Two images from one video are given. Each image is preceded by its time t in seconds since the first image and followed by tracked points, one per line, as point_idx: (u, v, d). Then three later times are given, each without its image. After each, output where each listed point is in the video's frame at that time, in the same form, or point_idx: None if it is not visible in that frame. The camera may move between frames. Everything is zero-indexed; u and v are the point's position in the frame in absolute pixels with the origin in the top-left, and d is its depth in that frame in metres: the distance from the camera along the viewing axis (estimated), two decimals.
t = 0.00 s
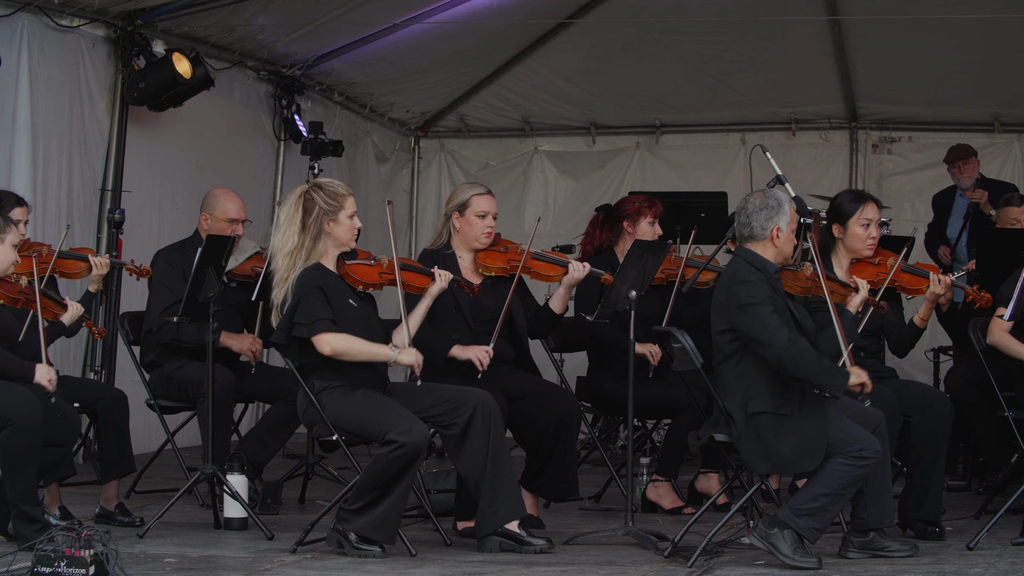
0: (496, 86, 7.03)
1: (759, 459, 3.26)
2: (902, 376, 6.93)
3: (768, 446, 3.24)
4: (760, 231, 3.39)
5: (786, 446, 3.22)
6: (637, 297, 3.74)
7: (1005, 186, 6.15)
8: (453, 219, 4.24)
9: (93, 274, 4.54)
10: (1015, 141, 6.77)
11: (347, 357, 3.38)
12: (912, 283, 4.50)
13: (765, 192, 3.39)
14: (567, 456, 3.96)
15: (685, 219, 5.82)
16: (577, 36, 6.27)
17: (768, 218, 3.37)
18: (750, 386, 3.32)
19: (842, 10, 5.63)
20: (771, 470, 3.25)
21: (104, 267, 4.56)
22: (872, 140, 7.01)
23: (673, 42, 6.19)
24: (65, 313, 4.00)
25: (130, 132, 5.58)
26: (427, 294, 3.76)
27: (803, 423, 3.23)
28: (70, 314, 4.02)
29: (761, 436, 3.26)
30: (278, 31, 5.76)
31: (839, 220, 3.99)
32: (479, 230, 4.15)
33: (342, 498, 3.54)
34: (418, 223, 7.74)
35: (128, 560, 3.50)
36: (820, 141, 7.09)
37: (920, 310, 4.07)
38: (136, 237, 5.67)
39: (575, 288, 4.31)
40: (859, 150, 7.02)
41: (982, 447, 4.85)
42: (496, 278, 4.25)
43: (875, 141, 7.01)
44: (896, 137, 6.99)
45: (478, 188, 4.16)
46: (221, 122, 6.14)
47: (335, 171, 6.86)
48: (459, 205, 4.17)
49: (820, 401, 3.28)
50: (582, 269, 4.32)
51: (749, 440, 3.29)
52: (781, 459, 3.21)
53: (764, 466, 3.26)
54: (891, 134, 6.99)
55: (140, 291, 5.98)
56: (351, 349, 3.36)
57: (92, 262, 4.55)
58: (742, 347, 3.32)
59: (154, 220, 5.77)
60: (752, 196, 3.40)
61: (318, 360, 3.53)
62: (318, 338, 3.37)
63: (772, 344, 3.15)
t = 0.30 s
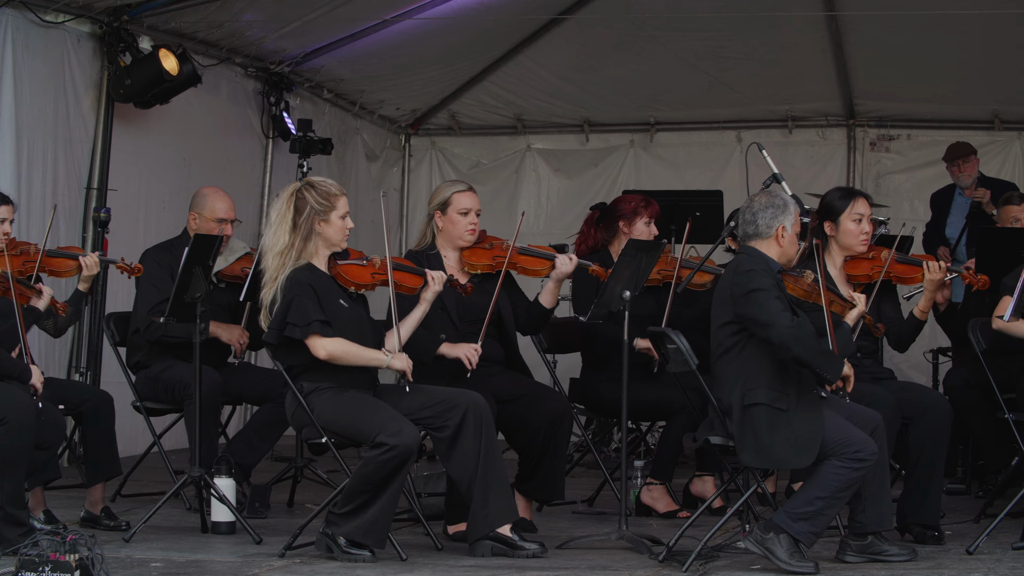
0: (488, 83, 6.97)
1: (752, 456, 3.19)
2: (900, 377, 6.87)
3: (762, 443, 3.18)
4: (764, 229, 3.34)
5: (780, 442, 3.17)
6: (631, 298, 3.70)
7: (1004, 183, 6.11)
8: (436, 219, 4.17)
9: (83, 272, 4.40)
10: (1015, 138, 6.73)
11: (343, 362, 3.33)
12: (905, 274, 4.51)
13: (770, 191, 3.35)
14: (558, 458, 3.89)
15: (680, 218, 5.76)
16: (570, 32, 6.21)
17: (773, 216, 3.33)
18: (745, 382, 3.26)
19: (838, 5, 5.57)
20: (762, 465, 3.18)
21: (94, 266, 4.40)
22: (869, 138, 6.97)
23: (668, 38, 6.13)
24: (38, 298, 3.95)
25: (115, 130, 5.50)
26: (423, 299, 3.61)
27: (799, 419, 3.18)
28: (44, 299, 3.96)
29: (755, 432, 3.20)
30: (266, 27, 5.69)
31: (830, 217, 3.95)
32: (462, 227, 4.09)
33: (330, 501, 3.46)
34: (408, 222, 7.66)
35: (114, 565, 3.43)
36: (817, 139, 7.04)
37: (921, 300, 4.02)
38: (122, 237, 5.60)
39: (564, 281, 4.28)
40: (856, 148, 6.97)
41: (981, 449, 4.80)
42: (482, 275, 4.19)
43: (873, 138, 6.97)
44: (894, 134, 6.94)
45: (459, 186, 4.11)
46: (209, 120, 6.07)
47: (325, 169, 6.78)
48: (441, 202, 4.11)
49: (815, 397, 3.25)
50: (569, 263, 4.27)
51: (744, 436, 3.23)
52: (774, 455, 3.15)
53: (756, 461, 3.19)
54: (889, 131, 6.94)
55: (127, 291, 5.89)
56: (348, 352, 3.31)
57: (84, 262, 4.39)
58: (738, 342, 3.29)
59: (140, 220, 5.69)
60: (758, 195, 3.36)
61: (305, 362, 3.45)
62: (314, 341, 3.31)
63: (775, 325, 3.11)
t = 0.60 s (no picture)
0: (481, 82, 6.93)
1: (759, 452, 3.19)
2: (895, 377, 6.85)
3: (769, 440, 3.17)
4: (762, 227, 3.32)
5: (787, 440, 3.15)
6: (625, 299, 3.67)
7: (1003, 182, 6.12)
8: (424, 221, 4.12)
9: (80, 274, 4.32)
10: (1012, 137, 6.72)
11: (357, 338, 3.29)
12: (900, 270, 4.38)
13: (765, 189, 3.34)
14: (553, 460, 3.86)
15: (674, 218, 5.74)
16: (564, 30, 6.18)
17: (771, 214, 3.31)
18: (756, 377, 3.24)
19: (833, 3, 5.55)
20: (769, 461, 3.17)
21: (90, 270, 4.32)
22: (865, 137, 6.96)
23: (662, 36, 6.10)
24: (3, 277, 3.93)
25: (105, 128, 5.45)
26: (416, 300, 3.48)
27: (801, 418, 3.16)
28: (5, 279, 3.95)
29: (763, 428, 3.19)
30: (258, 26, 5.64)
31: (823, 217, 3.93)
32: (450, 230, 4.04)
33: (322, 503, 3.43)
34: (400, 221, 7.62)
35: (103, 567, 3.39)
36: (812, 138, 7.03)
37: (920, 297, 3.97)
38: (113, 236, 5.55)
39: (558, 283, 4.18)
40: (852, 147, 6.96)
41: (977, 450, 4.78)
42: (473, 277, 4.18)
43: (869, 138, 6.96)
44: (890, 133, 6.93)
45: (447, 187, 4.06)
46: (200, 119, 6.02)
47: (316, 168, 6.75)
48: (430, 204, 4.06)
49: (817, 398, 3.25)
50: (561, 264, 4.17)
51: (751, 432, 3.22)
52: (782, 452, 3.14)
53: (763, 458, 3.18)
54: (885, 130, 6.93)
55: (117, 291, 5.84)
56: (361, 326, 3.29)
57: (80, 263, 4.33)
58: (744, 341, 3.26)
59: (130, 218, 5.65)
60: (754, 192, 3.34)
61: (314, 354, 3.40)
62: (324, 326, 3.25)
63: (820, 323, 3.11)
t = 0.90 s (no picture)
0: (474, 80, 6.90)
1: (760, 450, 3.17)
2: (891, 378, 6.83)
3: (770, 437, 3.15)
4: (765, 231, 3.29)
5: (789, 439, 3.13)
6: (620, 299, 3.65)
7: (1001, 182, 6.10)
8: (415, 224, 4.09)
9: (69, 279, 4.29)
10: (1010, 136, 6.71)
11: (357, 325, 3.27)
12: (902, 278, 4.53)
13: (776, 191, 3.29)
14: (548, 463, 3.82)
15: (670, 217, 5.72)
16: (559, 28, 6.15)
17: (776, 219, 3.27)
18: (756, 375, 3.21)
19: (829, 2, 5.52)
20: (769, 458, 3.15)
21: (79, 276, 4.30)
22: (862, 136, 6.94)
23: (656, 35, 6.07)
24: None
25: (96, 127, 5.41)
26: (405, 297, 3.44)
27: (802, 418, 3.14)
28: None
29: (764, 425, 3.17)
30: (249, 24, 5.60)
31: (828, 218, 3.89)
32: (441, 235, 3.99)
33: (315, 505, 3.39)
34: (393, 221, 7.58)
35: (93, 570, 3.35)
36: (808, 137, 7.02)
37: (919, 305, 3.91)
38: (104, 236, 5.51)
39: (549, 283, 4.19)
40: (849, 146, 6.94)
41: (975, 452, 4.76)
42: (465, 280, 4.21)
43: (865, 136, 6.94)
44: (887, 132, 6.92)
45: (438, 191, 3.99)
46: (191, 117, 5.98)
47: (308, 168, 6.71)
48: (421, 208, 4.01)
49: (817, 399, 3.21)
50: (553, 264, 4.20)
51: (753, 427, 3.19)
52: (782, 450, 3.12)
53: (763, 455, 3.16)
54: (882, 129, 6.92)
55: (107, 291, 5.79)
56: (362, 315, 3.27)
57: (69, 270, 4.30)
58: (738, 343, 3.24)
59: (121, 218, 5.60)
60: (763, 194, 3.30)
61: (312, 352, 3.37)
62: (326, 321, 3.23)
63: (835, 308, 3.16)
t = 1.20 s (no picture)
0: (466, 79, 6.87)
1: (752, 458, 3.15)
2: (887, 379, 6.82)
3: (763, 445, 3.13)
4: (762, 231, 3.26)
5: (783, 445, 3.11)
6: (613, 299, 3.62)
7: (999, 182, 6.09)
8: (408, 222, 4.06)
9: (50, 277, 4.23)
10: (1007, 135, 6.70)
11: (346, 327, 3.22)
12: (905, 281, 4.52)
13: (773, 190, 3.26)
14: (540, 464, 3.80)
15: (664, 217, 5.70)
16: (552, 26, 6.12)
17: (773, 218, 3.24)
18: (748, 383, 3.19)
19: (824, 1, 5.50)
20: (762, 467, 3.13)
21: (62, 271, 4.24)
22: (858, 135, 6.93)
23: (650, 33, 6.04)
24: None
25: (85, 125, 5.36)
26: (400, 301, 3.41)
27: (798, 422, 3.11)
28: None
29: (756, 433, 3.15)
30: (240, 21, 5.56)
31: (834, 216, 3.94)
32: (435, 231, 3.97)
33: (306, 507, 3.35)
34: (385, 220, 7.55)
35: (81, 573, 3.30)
36: (804, 136, 7.00)
37: (920, 310, 3.93)
38: (94, 236, 5.46)
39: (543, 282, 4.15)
40: (845, 145, 6.93)
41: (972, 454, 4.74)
42: (458, 279, 4.11)
43: (861, 136, 6.93)
44: (883, 131, 6.91)
45: (433, 187, 3.99)
46: (182, 115, 5.93)
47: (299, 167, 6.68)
48: (415, 203, 3.99)
49: (816, 403, 3.18)
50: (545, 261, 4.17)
51: (745, 437, 3.17)
52: (776, 457, 3.10)
53: (756, 464, 3.14)
54: (878, 128, 6.91)
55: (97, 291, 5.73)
56: (350, 316, 3.20)
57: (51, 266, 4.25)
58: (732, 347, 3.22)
59: (111, 217, 5.55)
60: (761, 193, 3.26)
61: (301, 353, 3.32)
62: (312, 320, 3.18)
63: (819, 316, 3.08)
